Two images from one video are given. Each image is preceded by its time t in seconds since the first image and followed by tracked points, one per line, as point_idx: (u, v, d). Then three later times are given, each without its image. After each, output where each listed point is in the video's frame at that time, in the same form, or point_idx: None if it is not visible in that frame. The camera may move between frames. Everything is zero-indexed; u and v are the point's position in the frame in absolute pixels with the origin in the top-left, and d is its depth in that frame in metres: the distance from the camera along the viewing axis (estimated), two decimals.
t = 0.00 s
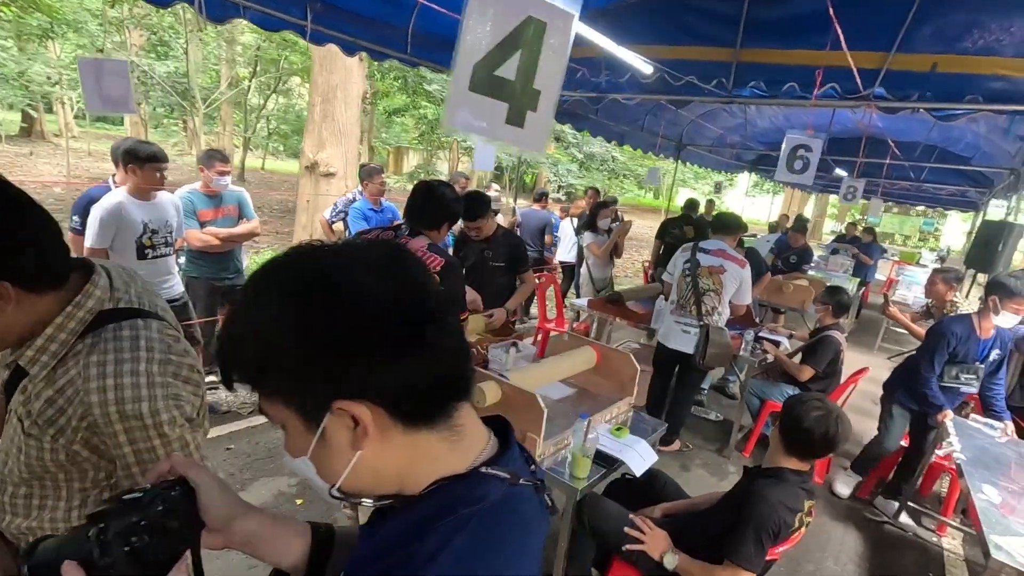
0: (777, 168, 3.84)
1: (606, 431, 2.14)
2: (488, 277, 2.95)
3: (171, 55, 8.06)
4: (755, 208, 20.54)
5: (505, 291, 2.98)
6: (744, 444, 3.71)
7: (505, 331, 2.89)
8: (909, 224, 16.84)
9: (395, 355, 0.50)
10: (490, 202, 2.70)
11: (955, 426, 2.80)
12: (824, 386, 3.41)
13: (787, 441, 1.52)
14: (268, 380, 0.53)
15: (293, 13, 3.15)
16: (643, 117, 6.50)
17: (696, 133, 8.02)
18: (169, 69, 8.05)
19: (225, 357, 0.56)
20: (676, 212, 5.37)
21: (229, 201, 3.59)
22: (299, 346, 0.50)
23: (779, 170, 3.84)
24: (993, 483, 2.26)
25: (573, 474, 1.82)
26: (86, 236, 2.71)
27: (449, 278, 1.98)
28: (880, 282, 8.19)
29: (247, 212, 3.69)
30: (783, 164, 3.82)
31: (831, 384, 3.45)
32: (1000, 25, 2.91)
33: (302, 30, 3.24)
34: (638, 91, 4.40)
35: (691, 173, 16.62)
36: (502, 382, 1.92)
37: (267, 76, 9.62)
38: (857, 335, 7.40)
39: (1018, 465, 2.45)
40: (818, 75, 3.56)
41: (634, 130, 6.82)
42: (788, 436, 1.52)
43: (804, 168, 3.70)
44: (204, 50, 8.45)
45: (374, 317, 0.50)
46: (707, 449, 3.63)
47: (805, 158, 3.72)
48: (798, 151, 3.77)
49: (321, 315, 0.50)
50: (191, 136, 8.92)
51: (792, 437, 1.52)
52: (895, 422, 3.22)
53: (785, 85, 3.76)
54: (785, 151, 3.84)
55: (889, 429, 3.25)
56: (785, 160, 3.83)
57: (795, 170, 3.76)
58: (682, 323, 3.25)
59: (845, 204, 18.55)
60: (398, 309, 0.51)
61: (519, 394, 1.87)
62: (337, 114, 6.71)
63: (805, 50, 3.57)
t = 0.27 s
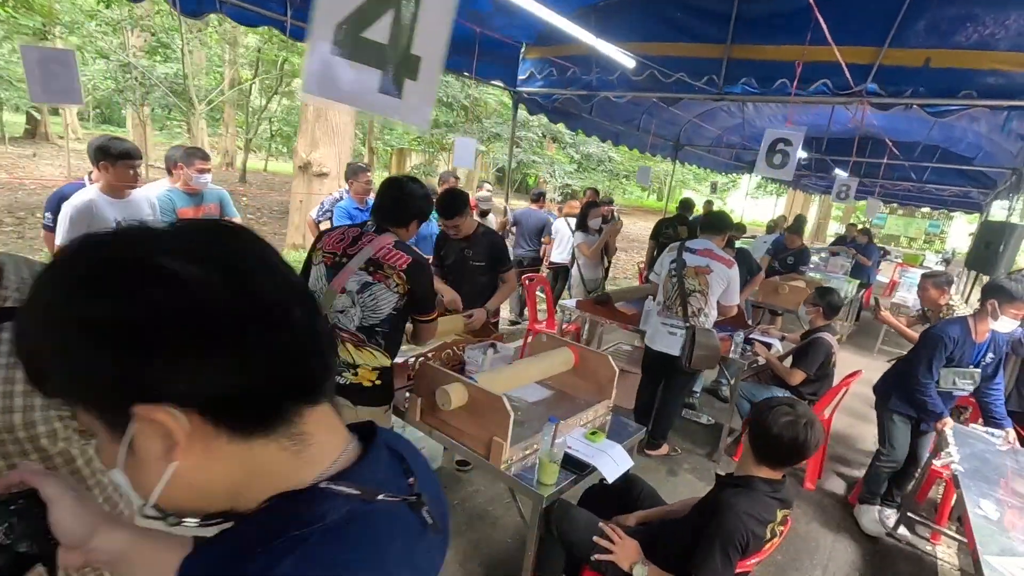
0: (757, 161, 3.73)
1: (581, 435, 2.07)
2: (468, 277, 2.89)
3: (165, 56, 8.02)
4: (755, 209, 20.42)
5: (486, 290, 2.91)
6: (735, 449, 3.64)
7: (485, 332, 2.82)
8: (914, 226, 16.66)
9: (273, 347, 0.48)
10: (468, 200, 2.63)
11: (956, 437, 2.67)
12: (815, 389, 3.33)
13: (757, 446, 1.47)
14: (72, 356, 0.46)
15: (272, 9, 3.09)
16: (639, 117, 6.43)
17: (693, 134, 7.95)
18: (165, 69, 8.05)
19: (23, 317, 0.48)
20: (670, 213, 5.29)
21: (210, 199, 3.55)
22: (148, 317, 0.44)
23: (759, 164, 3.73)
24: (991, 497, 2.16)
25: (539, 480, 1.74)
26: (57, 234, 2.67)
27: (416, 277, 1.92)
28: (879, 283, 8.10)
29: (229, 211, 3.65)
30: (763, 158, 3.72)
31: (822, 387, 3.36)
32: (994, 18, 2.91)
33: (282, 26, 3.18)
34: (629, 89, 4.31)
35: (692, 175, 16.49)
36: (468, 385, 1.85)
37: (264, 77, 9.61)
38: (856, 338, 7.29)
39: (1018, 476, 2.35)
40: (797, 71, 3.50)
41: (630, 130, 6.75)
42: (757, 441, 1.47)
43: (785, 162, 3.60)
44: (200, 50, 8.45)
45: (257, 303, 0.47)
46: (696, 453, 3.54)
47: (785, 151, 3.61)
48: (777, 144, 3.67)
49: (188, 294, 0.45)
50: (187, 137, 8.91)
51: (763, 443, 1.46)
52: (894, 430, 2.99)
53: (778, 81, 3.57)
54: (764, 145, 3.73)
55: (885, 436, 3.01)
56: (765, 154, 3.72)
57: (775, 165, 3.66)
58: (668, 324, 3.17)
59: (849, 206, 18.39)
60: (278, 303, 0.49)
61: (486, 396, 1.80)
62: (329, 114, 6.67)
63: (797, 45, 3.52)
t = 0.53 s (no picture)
0: (752, 154, 3.59)
1: (562, 447, 1.94)
2: (452, 279, 2.76)
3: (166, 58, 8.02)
4: (764, 212, 20.16)
5: (471, 292, 2.78)
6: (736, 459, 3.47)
7: (469, 336, 2.69)
8: (926, 230, 16.36)
9: (132, 363, 0.48)
10: (450, 198, 2.51)
11: (972, 454, 2.47)
12: (820, 398, 3.17)
13: (738, 461, 1.38)
14: None
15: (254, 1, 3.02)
16: (642, 117, 6.29)
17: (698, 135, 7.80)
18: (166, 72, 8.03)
19: None
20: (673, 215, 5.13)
21: (193, 199, 3.46)
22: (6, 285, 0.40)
23: (754, 156, 3.59)
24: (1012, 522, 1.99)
25: (512, 497, 1.62)
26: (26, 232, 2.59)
27: (385, 277, 1.79)
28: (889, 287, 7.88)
29: (213, 210, 3.55)
30: (758, 150, 3.57)
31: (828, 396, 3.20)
32: (1010, 5, 2.75)
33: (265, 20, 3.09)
34: (627, 86, 4.08)
35: (699, 178, 16.30)
36: (439, 393, 1.73)
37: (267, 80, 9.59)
38: (866, 344, 7.08)
39: None
40: (793, 63, 3.37)
41: (632, 131, 6.62)
42: (739, 455, 1.38)
43: (782, 154, 3.45)
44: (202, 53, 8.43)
45: (131, 313, 0.49)
46: (695, 464, 3.39)
47: (782, 143, 3.46)
48: (774, 136, 3.52)
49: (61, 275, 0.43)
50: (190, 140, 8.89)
51: (744, 458, 1.37)
52: (902, 445, 2.79)
53: (782, 76, 3.42)
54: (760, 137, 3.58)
55: (895, 453, 2.81)
56: (761, 147, 3.57)
57: (771, 157, 3.51)
58: (664, 329, 3.03)
59: (860, 209, 18.10)
60: (131, 319, 0.50)
61: (456, 405, 1.68)
62: (327, 115, 6.60)
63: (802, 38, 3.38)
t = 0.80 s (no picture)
0: (754, 154, 3.44)
1: (548, 471, 1.80)
2: (440, 288, 2.64)
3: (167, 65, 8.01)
4: (773, 217, 19.93)
5: (460, 302, 2.66)
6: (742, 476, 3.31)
7: (457, 348, 2.56)
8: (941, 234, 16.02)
9: None
10: (436, 204, 2.39)
11: (999, 479, 2.28)
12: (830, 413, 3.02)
13: (730, 495, 1.25)
14: None
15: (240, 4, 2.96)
16: (646, 120, 6.16)
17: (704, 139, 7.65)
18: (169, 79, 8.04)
19: None
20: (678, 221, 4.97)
21: (180, 206, 3.37)
22: None
23: (756, 156, 3.44)
24: None
25: (489, 530, 1.49)
26: None
27: (356, 289, 1.67)
28: (903, 294, 7.66)
29: (201, 218, 3.46)
30: (760, 151, 3.42)
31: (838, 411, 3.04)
32: None
33: (251, 23, 3.02)
34: (626, 88, 3.94)
35: (707, 182, 16.12)
36: (412, 415, 1.60)
37: (270, 86, 9.58)
38: (880, 352, 6.87)
39: None
40: (795, 62, 3.26)
41: (636, 134, 6.49)
42: (730, 488, 1.25)
43: (785, 155, 3.31)
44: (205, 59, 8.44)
45: None
46: (698, 482, 3.23)
47: (785, 144, 3.32)
48: (776, 136, 3.38)
49: None
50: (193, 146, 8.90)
51: (735, 493, 1.24)
52: (923, 471, 2.61)
53: (786, 76, 3.29)
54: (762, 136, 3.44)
55: (915, 480, 2.63)
56: (763, 147, 3.42)
57: (773, 158, 3.37)
58: (663, 340, 2.89)
59: (872, 213, 17.80)
60: None
61: (430, 427, 1.55)
62: (327, 121, 6.54)
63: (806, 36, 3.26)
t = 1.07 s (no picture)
0: (755, 158, 3.31)
1: (536, 492, 1.70)
2: (431, 297, 2.55)
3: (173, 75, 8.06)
4: (784, 223, 19.68)
5: (452, 312, 2.57)
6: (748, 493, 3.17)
7: (449, 360, 2.47)
8: (957, 240, 15.71)
9: None
10: (427, 211, 2.32)
11: None
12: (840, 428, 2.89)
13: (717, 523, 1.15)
14: None
15: (233, 10, 2.89)
16: (651, 125, 6.07)
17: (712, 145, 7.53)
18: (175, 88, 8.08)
19: None
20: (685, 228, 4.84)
21: (173, 214, 3.33)
22: None
23: (757, 161, 3.31)
24: None
25: (467, 558, 1.39)
26: None
27: (334, 301, 1.59)
28: (919, 301, 7.46)
29: (194, 226, 3.42)
30: (761, 154, 3.30)
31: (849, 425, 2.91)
32: None
33: (243, 29, 2.96)
34: (628, 92, 3.85)
35: (717, 188, 15.96)
36: (389, 433, 1.52)
37: (277, 95, 9.63)
38: (895, 361, 6.68)
39: None
40: (796, 61, 3.17)
41: (641, 140, 6.40)
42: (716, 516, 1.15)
43: (789, 158, 3.19)
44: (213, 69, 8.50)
45: None
46: (702, 498, 3.11)
47: (788, 146, 3.20)
48: (777, 139, 3.26)
49: None
50: (201, 154, 8.94)
51: (723, 521, 1.13)
52: (950, 495, 2.45)
53: (791, 77, 3.19)
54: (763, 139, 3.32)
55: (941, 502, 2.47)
56: (764, 150, 3.30)
57: (776, 161, 3.24)
58: (664, 351, 2.79)
59: (886, 219, 17.51)
60: None
61: (407, 447, 1.46)
62: (330, 128, 6.53)
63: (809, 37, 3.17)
